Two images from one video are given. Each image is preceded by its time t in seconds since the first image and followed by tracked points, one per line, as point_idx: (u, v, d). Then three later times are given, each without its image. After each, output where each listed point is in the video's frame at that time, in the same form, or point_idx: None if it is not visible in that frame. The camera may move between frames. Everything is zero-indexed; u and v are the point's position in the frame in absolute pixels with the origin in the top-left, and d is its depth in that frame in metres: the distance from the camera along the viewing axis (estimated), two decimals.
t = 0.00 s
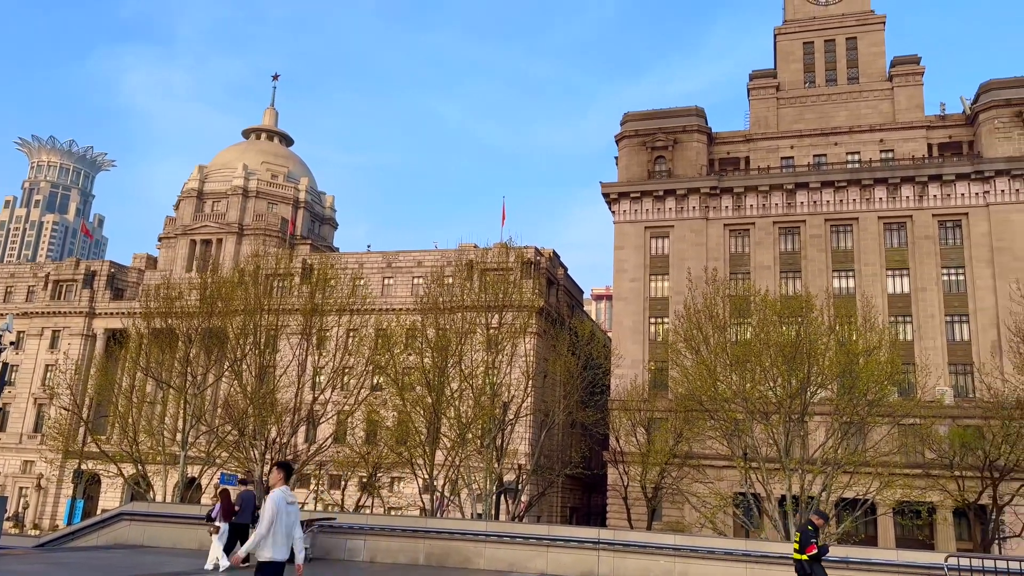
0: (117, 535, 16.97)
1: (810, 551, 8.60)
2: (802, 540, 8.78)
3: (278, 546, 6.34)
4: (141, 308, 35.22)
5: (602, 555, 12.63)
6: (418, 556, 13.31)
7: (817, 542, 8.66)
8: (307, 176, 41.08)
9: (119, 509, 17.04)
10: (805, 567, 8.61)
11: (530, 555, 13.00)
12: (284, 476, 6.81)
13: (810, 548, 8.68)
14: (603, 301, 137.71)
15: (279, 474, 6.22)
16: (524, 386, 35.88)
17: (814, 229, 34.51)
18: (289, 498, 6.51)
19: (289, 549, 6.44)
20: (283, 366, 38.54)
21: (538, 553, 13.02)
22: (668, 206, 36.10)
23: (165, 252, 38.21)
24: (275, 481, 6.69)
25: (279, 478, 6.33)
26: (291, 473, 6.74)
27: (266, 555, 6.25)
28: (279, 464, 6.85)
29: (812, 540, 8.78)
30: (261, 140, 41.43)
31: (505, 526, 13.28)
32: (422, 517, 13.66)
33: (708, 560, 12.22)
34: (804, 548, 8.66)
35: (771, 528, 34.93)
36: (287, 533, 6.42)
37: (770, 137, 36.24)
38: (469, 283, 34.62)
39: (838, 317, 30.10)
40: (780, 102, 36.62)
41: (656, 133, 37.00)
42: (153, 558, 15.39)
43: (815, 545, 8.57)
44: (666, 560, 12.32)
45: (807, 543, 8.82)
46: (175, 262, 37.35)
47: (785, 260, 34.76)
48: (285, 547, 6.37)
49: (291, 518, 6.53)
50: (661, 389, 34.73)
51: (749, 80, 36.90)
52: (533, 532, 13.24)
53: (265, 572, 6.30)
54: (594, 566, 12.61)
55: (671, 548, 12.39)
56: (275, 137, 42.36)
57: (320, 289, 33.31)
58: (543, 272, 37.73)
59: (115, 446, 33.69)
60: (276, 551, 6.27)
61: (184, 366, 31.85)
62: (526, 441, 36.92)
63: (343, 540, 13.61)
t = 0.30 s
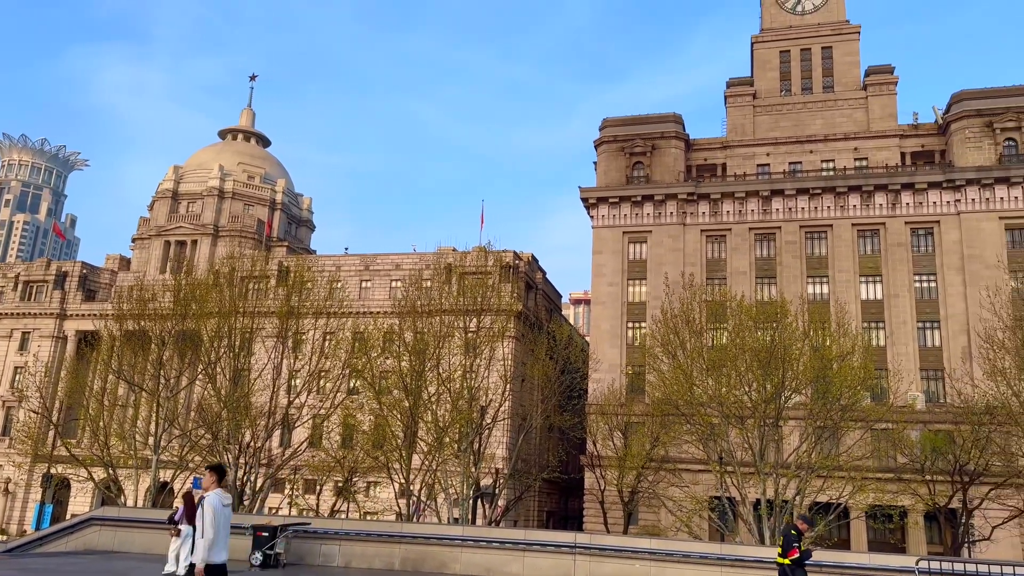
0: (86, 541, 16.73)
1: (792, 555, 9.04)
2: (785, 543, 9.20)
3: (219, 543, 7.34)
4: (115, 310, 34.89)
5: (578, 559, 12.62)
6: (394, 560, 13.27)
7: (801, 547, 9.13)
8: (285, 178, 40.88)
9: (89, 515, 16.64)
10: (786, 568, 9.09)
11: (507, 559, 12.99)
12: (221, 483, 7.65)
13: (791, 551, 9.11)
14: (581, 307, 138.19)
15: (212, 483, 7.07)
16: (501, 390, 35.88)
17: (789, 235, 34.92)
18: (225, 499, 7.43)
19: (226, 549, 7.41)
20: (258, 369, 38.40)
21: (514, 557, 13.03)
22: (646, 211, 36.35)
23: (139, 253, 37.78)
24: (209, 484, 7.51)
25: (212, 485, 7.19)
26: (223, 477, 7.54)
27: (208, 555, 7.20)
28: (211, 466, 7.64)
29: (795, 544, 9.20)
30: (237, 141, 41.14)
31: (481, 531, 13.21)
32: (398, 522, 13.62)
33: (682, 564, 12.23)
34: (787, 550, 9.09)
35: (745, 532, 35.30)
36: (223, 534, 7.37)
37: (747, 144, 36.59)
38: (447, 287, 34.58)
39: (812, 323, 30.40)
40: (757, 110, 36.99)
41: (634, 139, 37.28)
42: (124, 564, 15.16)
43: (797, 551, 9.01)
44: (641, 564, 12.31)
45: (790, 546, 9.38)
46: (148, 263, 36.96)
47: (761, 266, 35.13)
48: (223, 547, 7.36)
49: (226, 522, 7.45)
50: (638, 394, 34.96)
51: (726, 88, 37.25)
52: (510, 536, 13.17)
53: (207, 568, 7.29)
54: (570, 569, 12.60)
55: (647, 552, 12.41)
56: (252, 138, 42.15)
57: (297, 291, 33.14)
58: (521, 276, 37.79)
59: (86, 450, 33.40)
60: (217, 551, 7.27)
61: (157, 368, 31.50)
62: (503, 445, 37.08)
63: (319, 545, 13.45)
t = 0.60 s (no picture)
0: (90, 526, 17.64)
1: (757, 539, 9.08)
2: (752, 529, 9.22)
3: (171, 530, 6.93)
4: (114, 311, 36.95)
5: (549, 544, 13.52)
6: (377, 545, 13.97)
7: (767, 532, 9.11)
8: (275, 188, 43.95)
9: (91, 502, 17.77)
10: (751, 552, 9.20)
11: (484, 545, 13.74)
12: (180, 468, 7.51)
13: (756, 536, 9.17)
14: (553, 310, 141.35)
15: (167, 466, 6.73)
16: (479, 387, 38.46)
17: (744, 246, 38.08)
18: (181, 485, 7.08)
19: (182, 533, 7.05)
20: (249, 367, 41.16)
21: (490, 544, 13.82)
22: (614, 222, 39.23)
23: (140, 258, 41.08)
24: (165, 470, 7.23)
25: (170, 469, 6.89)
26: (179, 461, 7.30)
27: (162, 536, 6.82)
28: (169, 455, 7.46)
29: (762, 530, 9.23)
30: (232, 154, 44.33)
31: (457, 519, 14.01)
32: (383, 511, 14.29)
33: (643, 548, 13.27)
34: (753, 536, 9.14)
35: (701, 517, 38.50)
36: (181, 516, 7.04)
37: (705, 161, 39.71)
38: (428, 290, 36.69)
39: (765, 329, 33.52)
40: (714, 130, 40.15)
41: (604, 154, 40.27)
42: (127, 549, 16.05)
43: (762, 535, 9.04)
44: (607, 548, 13.26)
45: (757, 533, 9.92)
46: (148, 267, 40.17)
47: (718, 274, 38.25)
48: (178, 532, 6.97)
49: (184, 503, 7.17)
50: (607, 393, 37.83)
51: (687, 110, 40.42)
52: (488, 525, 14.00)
53: (162, 553, 6.87)
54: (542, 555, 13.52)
55: (609, 538, 13.44)
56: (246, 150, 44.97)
57: (286, 294, 35.23)
58: (497, 281, 40.52)
59: (88, 442, 35.81)
60: (172, 533, 6.89)
61: (155, 366, 33.53)
62: (480, 439, 40.08)
63: (307, 530, 14.21)
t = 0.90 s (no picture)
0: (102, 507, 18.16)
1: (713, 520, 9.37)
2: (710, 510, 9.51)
3: (146, 512, 6.59)
4: (134, 314, 41.87)
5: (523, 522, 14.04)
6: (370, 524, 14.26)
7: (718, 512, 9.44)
8: (279, 204, 49.25)
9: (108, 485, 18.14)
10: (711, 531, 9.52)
11: (464, 521, 14.32)
12: (160, 459, 7.20)
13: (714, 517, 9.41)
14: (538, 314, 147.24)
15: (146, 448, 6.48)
16: (460, 382, 43.40)
17: (693, 259, 43.40)
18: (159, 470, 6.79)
19: (157, 517, 6.68)
20: (255, 363, 46.45)
21: (468, 520, 14.52)
22: (580, 236, 44.54)
23: (156, 265, 45.92)
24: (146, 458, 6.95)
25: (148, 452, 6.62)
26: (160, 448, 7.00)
27: (138, 520, 6.48)
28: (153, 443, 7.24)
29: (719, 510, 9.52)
30: (239, 173, 49.53)
31: (441, 498, 14.52)
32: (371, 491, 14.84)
33: (610, 525, 13.75)
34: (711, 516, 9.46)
35: (654, 497, 43.60)
36: (158, 501, 6.73)
37: (660, 184, 45.08)
38: (415, 297, 41.69)
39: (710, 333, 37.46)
40: (669, 156, 45.63)
41: (572, 177, 45.69)
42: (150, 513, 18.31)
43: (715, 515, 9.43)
44: (574, 524, 13.78)
45: (716, 509, 9.60)
46: (163, 274, 45.03)
47: (671, 283, 43.49)
48: (157, 513, 6.65)
49: (161, 489, 6.88)
50: (572, 386, 41.97)
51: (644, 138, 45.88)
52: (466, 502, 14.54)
53: (136, 541, 6.44)
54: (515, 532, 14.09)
55: (578, 514, 13.95)
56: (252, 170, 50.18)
57: (288, 299, 39.86)
58: (478, 289, 45.64)
59: (108, 430, 40.38)
60: (147, 516, 6.53)
61: (171, 362, 38.26)
62: (461, 429, 45.29)
63: (305, 510, 14.79)
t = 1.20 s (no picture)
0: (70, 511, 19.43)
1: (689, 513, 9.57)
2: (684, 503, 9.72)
3: (102, 505, 6.50)
4: (120, 318, 43.22)
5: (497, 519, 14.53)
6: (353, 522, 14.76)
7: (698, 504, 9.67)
8: (264, 212, 51.20)
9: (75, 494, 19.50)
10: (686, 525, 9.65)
11: (444, 519, 14.87)
12: (113, 457, 7.13)
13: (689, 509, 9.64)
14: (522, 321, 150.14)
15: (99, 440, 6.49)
16: (439, 385, 45.16)
17: (661, 267, 45.71)
18: (112, 467, 6.78)
19: (113, 510, 6.59)
20: (240, 366, 48.12)
21: (446, 518, 14.85)
22: (555, 246, 46.76)
23: (142, 270, 47.29)
24: (98, 455, 6.91)
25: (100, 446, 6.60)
26: (113, 444, 7.00)
27: (93, 514, 6.37)
28: (105, 441, 7.14)
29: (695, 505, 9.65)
30: (226, 182, 51.44)
31: (419, 498, 14.96)
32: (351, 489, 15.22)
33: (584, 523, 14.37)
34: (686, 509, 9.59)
35: (624, 494, 45.80)
36: (112, 496, 6.68)
37: (630, 197, 47.51)
38: (395, 302, 43.49)
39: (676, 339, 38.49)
40: (638, 170, 48.20)
41: (547, 189, 48.00)
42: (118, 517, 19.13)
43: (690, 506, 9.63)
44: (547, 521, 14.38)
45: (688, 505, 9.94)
46: (150, 279, 46.39)
47: (641, 290, 45.68)
48: (112, 507, 6.57)
49: (114, 485, 6.81)
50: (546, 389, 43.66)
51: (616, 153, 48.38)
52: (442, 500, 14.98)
53: (91, 534, 6.32)
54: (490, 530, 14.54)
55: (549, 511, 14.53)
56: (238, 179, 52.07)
57: (272, 304, 41.39)
58: (456, 295, 47.53)
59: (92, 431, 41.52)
60: (103, 509, 6.43)
61: (156, 365, 39.57)
62: (440, 429, 47.25)
63: (286, 508, 15.10)
